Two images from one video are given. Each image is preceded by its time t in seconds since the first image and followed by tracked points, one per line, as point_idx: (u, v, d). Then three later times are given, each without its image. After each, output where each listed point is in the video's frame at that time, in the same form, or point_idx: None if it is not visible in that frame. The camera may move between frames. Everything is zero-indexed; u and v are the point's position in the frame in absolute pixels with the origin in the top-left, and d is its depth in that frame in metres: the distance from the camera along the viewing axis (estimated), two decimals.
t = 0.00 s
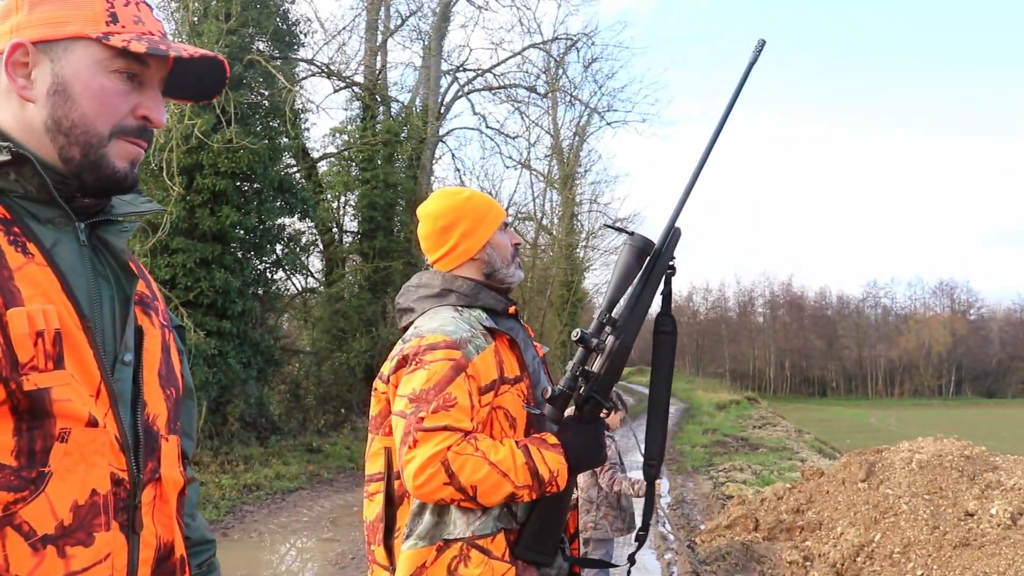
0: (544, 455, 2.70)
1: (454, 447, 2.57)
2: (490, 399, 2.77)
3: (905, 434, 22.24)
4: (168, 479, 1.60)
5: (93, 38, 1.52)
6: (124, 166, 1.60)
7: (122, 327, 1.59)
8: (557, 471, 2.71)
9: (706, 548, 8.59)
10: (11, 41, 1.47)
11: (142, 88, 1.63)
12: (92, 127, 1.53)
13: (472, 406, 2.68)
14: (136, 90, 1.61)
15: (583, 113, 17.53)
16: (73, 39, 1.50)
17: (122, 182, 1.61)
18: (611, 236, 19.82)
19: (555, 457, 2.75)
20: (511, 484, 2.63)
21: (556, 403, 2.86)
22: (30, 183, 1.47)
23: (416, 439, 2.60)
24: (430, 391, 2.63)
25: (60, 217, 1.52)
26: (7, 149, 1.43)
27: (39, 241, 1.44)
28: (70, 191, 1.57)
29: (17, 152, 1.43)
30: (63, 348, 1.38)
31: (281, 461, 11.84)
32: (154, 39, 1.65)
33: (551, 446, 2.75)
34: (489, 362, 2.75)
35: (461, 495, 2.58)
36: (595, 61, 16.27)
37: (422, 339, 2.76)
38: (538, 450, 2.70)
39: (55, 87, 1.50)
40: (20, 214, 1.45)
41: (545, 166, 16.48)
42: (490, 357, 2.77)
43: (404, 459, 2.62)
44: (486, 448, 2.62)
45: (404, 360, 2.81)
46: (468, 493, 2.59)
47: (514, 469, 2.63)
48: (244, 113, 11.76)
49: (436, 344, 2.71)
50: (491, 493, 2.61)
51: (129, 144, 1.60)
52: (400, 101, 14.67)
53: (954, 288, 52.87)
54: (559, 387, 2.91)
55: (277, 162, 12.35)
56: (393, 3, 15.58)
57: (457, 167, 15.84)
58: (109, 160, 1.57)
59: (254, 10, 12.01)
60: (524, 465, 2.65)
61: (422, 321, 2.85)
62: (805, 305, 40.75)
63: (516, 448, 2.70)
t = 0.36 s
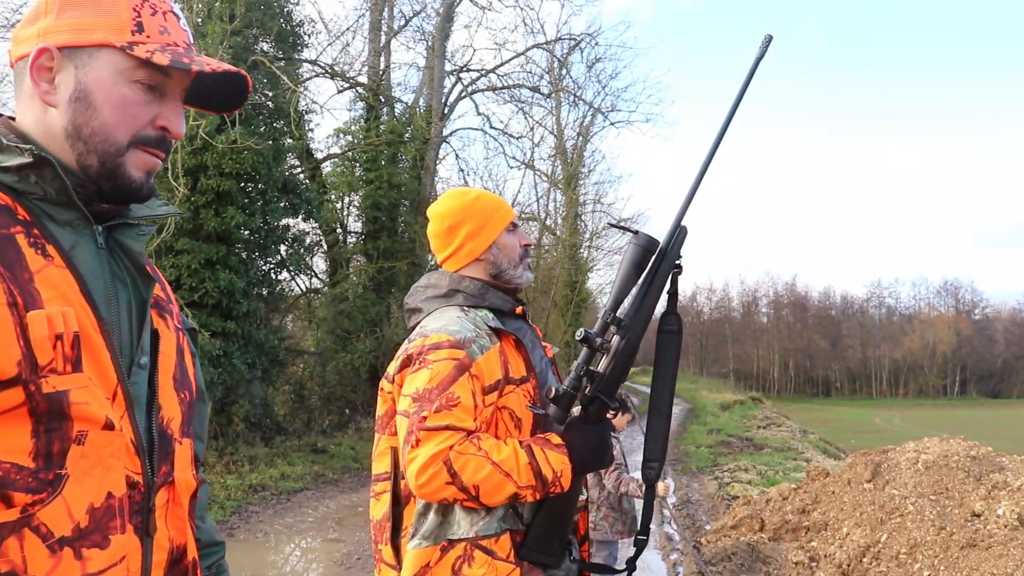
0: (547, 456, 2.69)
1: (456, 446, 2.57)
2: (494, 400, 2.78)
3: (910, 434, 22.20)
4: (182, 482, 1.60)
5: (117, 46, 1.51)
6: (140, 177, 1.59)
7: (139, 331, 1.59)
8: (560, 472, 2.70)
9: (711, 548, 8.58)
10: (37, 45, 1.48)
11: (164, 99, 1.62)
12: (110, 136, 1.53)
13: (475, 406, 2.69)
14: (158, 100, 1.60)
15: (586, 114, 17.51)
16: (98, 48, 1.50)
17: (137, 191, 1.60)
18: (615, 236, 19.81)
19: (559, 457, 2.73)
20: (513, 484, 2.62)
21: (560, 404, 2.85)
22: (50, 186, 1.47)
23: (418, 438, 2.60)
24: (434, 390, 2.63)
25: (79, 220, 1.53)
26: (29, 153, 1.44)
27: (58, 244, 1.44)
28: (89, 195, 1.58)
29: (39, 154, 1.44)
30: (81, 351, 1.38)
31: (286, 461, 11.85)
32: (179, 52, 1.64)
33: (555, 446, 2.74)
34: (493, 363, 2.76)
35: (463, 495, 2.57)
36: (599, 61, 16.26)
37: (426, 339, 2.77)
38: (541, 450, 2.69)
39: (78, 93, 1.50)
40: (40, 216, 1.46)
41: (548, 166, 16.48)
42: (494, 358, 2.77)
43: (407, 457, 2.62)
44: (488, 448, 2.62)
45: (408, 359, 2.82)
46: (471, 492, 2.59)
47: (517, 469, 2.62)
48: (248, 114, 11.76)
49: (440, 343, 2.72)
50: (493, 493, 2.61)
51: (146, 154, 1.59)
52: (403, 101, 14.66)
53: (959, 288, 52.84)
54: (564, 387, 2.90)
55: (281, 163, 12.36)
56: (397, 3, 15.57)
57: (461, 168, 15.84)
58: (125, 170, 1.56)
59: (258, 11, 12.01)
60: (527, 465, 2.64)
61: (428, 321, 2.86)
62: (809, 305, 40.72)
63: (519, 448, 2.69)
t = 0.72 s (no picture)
0: (576, 455, 2.69)
1: (483, 445, 2.60)
2: (524, 399, 2.80)
3: (941, 435, 21.98)
4: (227, 479, 1.61)
5: (202, 60, 1.60)
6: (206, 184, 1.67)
7: (185, 330, 1.60)
8: (589, 472, 2.69)
9: (743, 550, 8.52)
10: (122, 52, 1.50)
11: (225, 110, 1.70)
12: (190, 144, 1.59)
13: (504, 405, 2.71)
14: (223, 111, 1.68)
15: (613, 113, 17.46)
16: (185, 60, 1.58)
17: (199, 195, 1.68)
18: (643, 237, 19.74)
19: (589, 457, 2.73)
20: (541, 483, 2.63)
21: (590, 403, 2.79)
22: (98, 186, 1.48)
23: (447, 437, 2.64)
24: (462, 389, 2.67)
25: (126, 220, 1.53)
26: (80, 153, 1.45)
27: (107, 244, 1.45)
28: (141, 195, 1.59)
29: (90, 155, 1.46)
30: (134, 351, 1.39)
31: (316, 461, 11.90)
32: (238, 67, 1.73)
33: (585, 445, 2.73)
34: (523, 362, 2.78)
35: (491, 493, 2.60)
36: (626, 60, 16.21)
37: (456, 339, 2.81)
38: (571, 449, 2.69)
39: (162, 102, 1.55)
40: (88, 217, 1.47)
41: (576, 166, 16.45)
42: (525, 357, 2.80)
43: (436, 456, 2.66)
44: (517, 447, 2.64)
45: (440, 358, 2.86)
46: (499, 492, 2.61)
47: (545, 468, 2.63)
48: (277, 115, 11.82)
49: (470, 343, 2.76)
50: (521, 492, 2.62)
51: (211, 163, 1.68)
52: (431, 101, 14.67)
53: (991, 286, 52.32)
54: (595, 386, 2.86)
55: (310, 164, 12.42)
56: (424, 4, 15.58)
57: (489, 168, 15.84)
58: (196, 178, 1.64)
59: (287, 12, 12.06)
60: (555, 465, 2.65)
61: (461, 321, 2.90)
62: (838, 304, 40.39)
63: (548, 447, 2.69)
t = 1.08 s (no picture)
0: (636, 457, 2.69)
1: (543, 445, 2.64)
2: (585, 400, 2.81)
3: (1004, 436, 21.55)
4: (307, 479, 1.64)
5: (276, 68, 1.61)
6: (276, 190, 1.68)
7: (266, 331, 1.63)
8: (650, 474, 2.69)
9: (804, 552, 8.42)
10: (200, 60, 1.53)
11: (298, 118, 1.71)
12: (264, 151, 1.61)
13: (564, 406, 2.74)
14: (296, 118, 1.69)
15: (667, 113, 17.35)
16: (260, 68, 1.59)
17: (271, 201, 1.68)
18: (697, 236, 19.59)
19: (649, 459, 2.72)
20: (600, 484, 2.64)
21: (652, 404, 2.81)
22: (179, 191, 1.51)
23: (507, 437, 2.68)
24: (523, 390, 2.70)
25: (204, 224, 1.55)
26: (164, 157, 1.48)
27: (189, 247, 1.48)
28: (217, 199, 1.60)
29: (174, 158, 1.49)
30: (222, 352, 1.42)
31: (374, 460, 11.99)
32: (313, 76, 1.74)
33: (645, 447, 2.73)
34: (585, 364, 2.79)
35: (550, 494, 2.63)
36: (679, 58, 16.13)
37: (518, 340, 2.85)
38: (630, 451, 2.69)
39: (237, 110, 1.57)
40: (168, 219, 1.49)
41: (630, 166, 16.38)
42: (586, 358, 2.81)
43: (497, 456, 2.71)
44: (576, 448, 2.66)
45: (503, 359, 2.89)
46: (558, 492, 2.63)
47: (604, 469, 2.64)
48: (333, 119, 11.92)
49: (531, 344, 2.79)
50: (580, 493, 2.64)
51: (283, 169, 1.68)
52: (484, 102, 14.71)
53: None
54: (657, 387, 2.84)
55: (366, 166, 12.52)
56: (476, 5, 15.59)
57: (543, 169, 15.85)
58: (267, 183, 1.65)
59: (342, 17, 12.18)
60: (615, 466, 2.65)
61: (525, 322, 2.94)
62: (896, 302, 39.75)
63: (607, 448, 2.70)
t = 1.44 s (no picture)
0: (697, 457, 2.67)
1: (603, 446, 2.66)
2: (646, 401, 2.81)
3: None
4: (384, 483, 1.66)
5: (351, 73, 1.62)
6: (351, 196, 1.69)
7: (342, 335, 1.65)
8: (710, 474, 2.67)
9: (869, 555, 8.29)
10: (276, 66, 1.56)
11: (372, 124, 1.73)
12: (338, 156, 1.63)
13: (625, 407, 2.75)
14: (370, 123, 1.71)
15: (724, 111, 17.19)
16: (336, 74, 1.60)
17: (345, 206, 1.70)
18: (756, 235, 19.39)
19: (710, 459, 2.69)
20: (661, 484, 2.64)
21: (713, 405, 2.77)
22: (256, 196, 1.53)
23: (569, 437, 2.72)
24: (583, 391, 2.73)
25: (280, 229, 1.57)
26: (242, 163, 1.50)
27: (268, 252, 1.51)
28: (292, 203, 1.63)
29: (252, 164, 1.51)
30: (303, 357, 1.45)
31: (434, 461, 12.06)
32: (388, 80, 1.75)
33: (705, 447, 2.70)
34: (646, 364, 2.80)
35: (611, 494, 2.64)
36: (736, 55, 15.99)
37: (580, 342, 2.87)
38: (691, 451, 2.67)
39: (313, 115, 1.59)
40: (247, 225, 1.52)
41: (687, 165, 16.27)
42: (648, 359, 2.81)
43: (559, 456, 2.74)
44: (637, 448, 2.66)
45: (566, 361, 2.92)
46: (619, 492, 2.64)
47: (664, 469, 2.63)
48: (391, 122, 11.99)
49: (592, 346, 2.81)
50: (641, 493, 2.64)
51: (358, 175, 1.70)
52: (541, 103, 14.73)
53: None
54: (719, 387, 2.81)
55: (424, 168, 12.59)
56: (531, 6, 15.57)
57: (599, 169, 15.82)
58: (341, 190, 1.67)
59: (398, 20, 12.26)
60: (675, 466, 2.65)
61: (589, 324, 2.96)
62: (959, 301, 38.97)
63: (668, 448, 2.69)
